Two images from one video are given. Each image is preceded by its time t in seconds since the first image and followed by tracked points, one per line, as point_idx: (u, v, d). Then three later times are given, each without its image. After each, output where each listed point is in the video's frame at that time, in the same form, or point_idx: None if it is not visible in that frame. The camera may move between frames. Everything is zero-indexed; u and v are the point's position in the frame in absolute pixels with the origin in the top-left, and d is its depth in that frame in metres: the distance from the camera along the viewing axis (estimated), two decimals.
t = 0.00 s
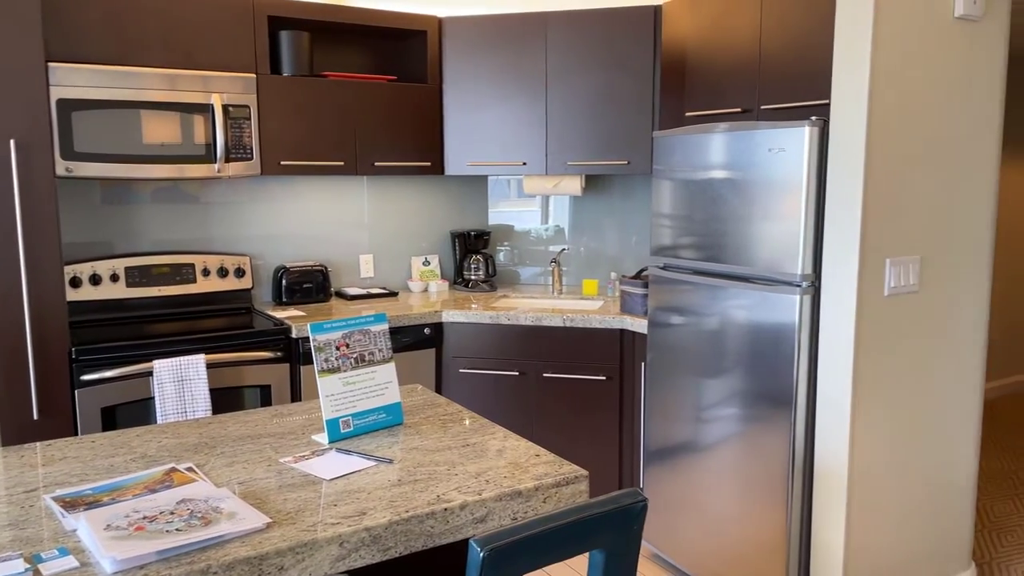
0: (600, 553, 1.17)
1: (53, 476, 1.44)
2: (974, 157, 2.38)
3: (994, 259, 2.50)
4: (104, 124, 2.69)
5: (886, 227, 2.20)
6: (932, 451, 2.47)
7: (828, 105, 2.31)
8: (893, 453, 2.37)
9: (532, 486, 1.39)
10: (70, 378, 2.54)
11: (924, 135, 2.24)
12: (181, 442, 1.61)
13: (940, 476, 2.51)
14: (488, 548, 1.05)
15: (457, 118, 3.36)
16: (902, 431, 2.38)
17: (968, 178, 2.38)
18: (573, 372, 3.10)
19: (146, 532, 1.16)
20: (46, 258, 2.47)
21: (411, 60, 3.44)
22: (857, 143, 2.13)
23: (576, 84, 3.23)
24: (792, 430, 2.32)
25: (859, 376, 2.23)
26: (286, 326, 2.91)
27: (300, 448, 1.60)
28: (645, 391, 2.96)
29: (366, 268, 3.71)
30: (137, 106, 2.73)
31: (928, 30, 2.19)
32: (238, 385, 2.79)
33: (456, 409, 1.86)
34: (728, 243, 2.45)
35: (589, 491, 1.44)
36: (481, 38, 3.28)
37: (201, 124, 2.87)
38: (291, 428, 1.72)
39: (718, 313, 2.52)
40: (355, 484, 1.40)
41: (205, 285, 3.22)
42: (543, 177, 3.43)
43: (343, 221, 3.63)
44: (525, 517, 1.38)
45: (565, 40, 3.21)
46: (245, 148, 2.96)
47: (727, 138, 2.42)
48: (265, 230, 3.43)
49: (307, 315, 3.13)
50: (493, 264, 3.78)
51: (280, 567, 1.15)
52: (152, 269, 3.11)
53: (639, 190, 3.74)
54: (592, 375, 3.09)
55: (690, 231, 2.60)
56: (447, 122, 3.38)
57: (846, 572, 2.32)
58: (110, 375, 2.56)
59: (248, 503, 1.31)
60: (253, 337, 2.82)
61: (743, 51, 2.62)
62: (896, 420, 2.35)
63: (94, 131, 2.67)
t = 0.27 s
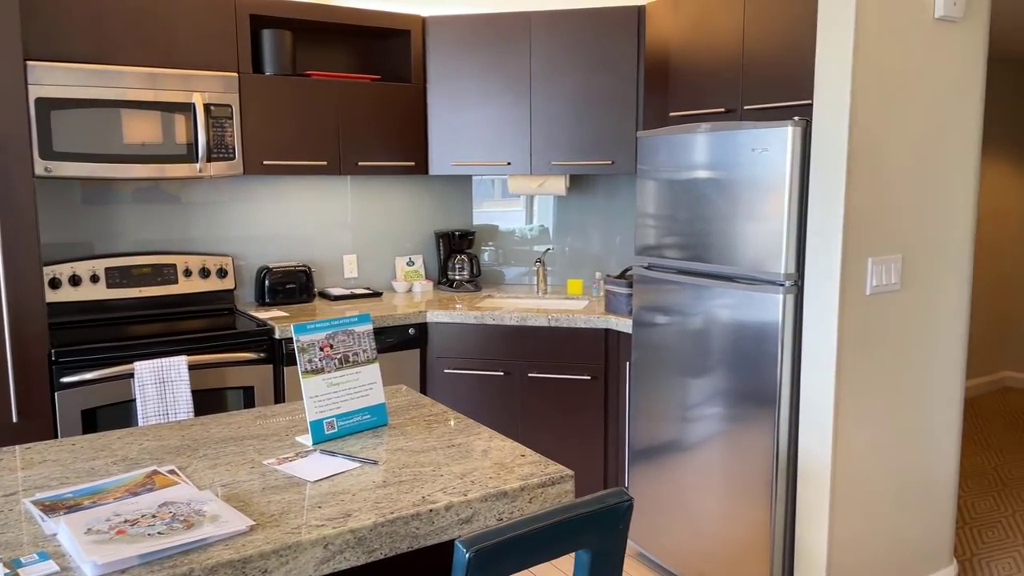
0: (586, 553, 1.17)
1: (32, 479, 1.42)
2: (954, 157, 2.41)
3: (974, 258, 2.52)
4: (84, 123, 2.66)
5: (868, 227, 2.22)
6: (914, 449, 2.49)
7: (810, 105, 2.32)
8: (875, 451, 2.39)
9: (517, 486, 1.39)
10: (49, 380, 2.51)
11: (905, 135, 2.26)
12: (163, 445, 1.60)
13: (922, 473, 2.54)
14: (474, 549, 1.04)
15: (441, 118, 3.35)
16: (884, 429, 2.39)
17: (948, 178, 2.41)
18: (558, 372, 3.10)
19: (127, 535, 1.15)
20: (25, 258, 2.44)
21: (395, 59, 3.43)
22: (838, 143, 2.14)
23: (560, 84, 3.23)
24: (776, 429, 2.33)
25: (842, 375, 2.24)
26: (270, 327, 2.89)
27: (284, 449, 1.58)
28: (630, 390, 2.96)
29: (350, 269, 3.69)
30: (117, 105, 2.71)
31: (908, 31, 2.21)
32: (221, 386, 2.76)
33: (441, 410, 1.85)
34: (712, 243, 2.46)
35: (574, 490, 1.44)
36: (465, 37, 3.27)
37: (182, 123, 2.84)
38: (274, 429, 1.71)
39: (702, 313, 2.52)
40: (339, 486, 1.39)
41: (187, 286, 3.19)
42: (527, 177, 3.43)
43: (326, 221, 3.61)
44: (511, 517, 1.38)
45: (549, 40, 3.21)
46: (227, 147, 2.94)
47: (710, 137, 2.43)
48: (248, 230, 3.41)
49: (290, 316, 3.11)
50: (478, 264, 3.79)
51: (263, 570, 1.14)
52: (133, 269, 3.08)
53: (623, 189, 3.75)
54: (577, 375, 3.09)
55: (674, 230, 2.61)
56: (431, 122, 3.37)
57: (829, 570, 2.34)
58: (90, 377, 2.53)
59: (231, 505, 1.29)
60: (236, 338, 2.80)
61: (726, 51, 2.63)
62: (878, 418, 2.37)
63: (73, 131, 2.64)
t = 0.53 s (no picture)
0: (579, 553, 1.17)
1: (20, 482, 1.41)
2: (941, 157, 2.43)
3: (961, 257, 2.54)
4: (70, 123, 2.63)
5: (856, 226, 2.23)
6: (902, 447, 2.51)
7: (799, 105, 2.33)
8: (865, 449, 2.40)
9: (510, 486, 1.38)
10: (35, 382, 2.48)
11: (893, 135, 2.28)
12: (152, 446, 1.59)
13: (911, 471, 2.55)
14: (468, 550, 1.04)
15: (431, 118, 3.35)
16: (873, 427, 2.41)
17: (936, 178, 2.42)
18: (548, 372, 3.10)
19: (117, 538, 1.14)
20: (11, 258, 2.42)
21: (384, 58, 3.42)
22: (827, 142, 2.15)
23: (549, 83, 3.23)
24: (766, 428, 2.34)
25: (831, 374, 2.25)
26: (259, 327, 2.87)
27: (274, 450, 1.58)
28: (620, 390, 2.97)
29: (339, 269, 3.68)
30: (104, 104, 2.69)
31: (896, 32, 2.23)
32: (209, 387, 2.74)
33: (432, 410, 1.85)
34: (702, 242, 2.46)
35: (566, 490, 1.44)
36: (454, 37, 3.27)
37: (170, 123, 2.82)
38: (264, 430, 1.70)
39: (692, 312, 2.53)
40: (330, 487, 1.38)
41: (175, 286, 3.17)
42: (517, 176, 3.43)
43: (315, 221, 3.59)
44: (503, 517, 1.37)
45: (539, 39, 3.21)
46: (216, 147, 2.92)
47: (700, 137, 2.44)
48: (236, 230, 3.39)
49: (279, 316, 3.09)
50: (468, 264, 3.76)
51: (254, 571, 1.14)
52: (120, 270, 3.05)
53: (613, 189, 3.75)
54: (567, 374, 3.09)
55: (664, 230, 2.61)
56: (420, 121, 3.36)
57: (819, 568, 2.35)
58: (77, 378, 2.51)
59: (222, 507, 1.28)
60: (225, 339, 2.78)
61: (716, 51, 2.64)
62: (867, 416, 2.38)
63: (59, 130, 2.61)
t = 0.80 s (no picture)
0: (587, 553, 1.17)
1: (21, 484, 1.40)
2: (939, 157, 2.44)
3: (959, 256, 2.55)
4: (67, 122, 2.62)
5: (856, 227, 2.23)
6: (900, 446, 2.52)
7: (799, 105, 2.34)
8: (863, 449, 2.41)
9: (515, 486, 1.38)
10: (32, 384, 2.47)
11: (892, 135, 2.28)
12: (154, 447, 1.58)
13: (909, 470, 2.56)
14: (477, 551, 1.04)
15: (428, 118, 3.34)
16: (872, 427, 2.42)
17: (934, 178, 2.43)
18: (546, 372, 3.10)
19: (123, 540, 1.13)
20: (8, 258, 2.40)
21: (382, 58, 3.41)
22: (828, 143, 2.16)
23: (547, 83, 3.23)
24: (765, 427, 2.35)
25: (831, 374, 2.26)
26: (256, 328, 2.86)
27: (278, 451, 1.57)
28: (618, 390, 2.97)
29: (336, 269, 3.67)
30: (101, 104, 2.67)
31: (895, 32, 2.24)
32: (207, 388, 2.73)
33: (434, 410, 1.85)
34: (701, 243, 2.47)
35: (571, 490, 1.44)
36: (452, 37, 3.26)
37: (167, 123, 2.81)
38: (266, 431, 1.69)
39: (690, 312, 2.53)
40: (335, 488, 1.37)
41: (172, 287, 3.15)
42: (514, 177, 3.42)
43: (312, 221, 3.58)
44: (509, 518, 1.37)
45: (537, 39, 3.21)
46: (213, 147, 2.91)
47: (699, 137, 2.44)
48: (233, 230, 3.37)
49: (277, 317, 3.08)
50: (464, 265, 3.78)
51: (262, 573, 1.13)
52: (116, 270, 3.04)
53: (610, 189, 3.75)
54: (565, 374, 3.09)
55: (662, 230, 2.61)
56: (418, 121, 3.35)
57: (818, 567, 2.36)
58: (74, 380, 2.49)
59: (227, 508, 1.28)
60: (222, 340, 2.77)
61: (715, 52, 2.65)
62: (866, 416, 2.39)
63: (56, 130, 2.60)
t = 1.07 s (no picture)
0: (616, 551, 1.17)
1: (41, 483, 1.39)
2: (949, 156, 2.44)
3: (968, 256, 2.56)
4: (75, 120, 2.61)
5: (868, 226, 2.24)
6: (910, 445, 2.52)
7: (810, 104, 2.34)
8: (875, 448, 2.41)
9: (539, 485, 1.38)
10: (41, 383, 2.45)
11: (904, 134, 2.29)
12: (172, 446, 1.57)
13: (918, 469, 2.57)
14: (510, 548, 1.04)
15: (435, 116, 3.34)
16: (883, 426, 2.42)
17: (944, 178, 2.44)
18: (554, 371, 3.10)
19: (151, 538, 1.12)
20: (17, 256, 2.39)
21: (388, 57, 3.40)
22: (841, 142, 2.16)
23: (554, 83, 3.23)
24: (777, 426, 2.35)
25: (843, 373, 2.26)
26: (264, 327, 2.85)
27: (297, 450, 1.56)
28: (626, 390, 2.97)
29: (342, 268, 3.66)
30: (109, 101, 2.66)
31: (907, 32, 2.24)
32: (215, 388, 2.72)
33: (451, 409, 1.84)
34: (710, 242, 2.47)
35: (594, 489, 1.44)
36: (459, 36, 3.26)
37: (175, 121, 2.80)
38: (284, 430, 1.68)
39: (699, 312, 2.54)
40: (358, 486, 1.37)
41: (177, 286, 3.14)
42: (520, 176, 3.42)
43: (317, 220, 3.58)
44: (533, 516, 1.37)
45: (544, 39, 3.21)
46: (221, 146, 2.90)
47: (709, 137, 2.44)
48: (238, 230, 3.36)
49: (284, 316, 3.08)
50: (470, 263, 3.76)
51: (291, 572, 1.12)
52: (122, 269, 3.02)
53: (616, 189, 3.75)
54: (573, 374, 3.09)
55: (671, 230, 2.61)
56: (425, 120, 3.35)
57: (829, 567, 2.36)
58: (83, 379, 2.48)
59: (252, 506, 1.27)
60: (230, 339, 2.76)
61: (725, 51, 2.65)
62: (877, 415, 2.39)
63: (64, 127, 2.59)
